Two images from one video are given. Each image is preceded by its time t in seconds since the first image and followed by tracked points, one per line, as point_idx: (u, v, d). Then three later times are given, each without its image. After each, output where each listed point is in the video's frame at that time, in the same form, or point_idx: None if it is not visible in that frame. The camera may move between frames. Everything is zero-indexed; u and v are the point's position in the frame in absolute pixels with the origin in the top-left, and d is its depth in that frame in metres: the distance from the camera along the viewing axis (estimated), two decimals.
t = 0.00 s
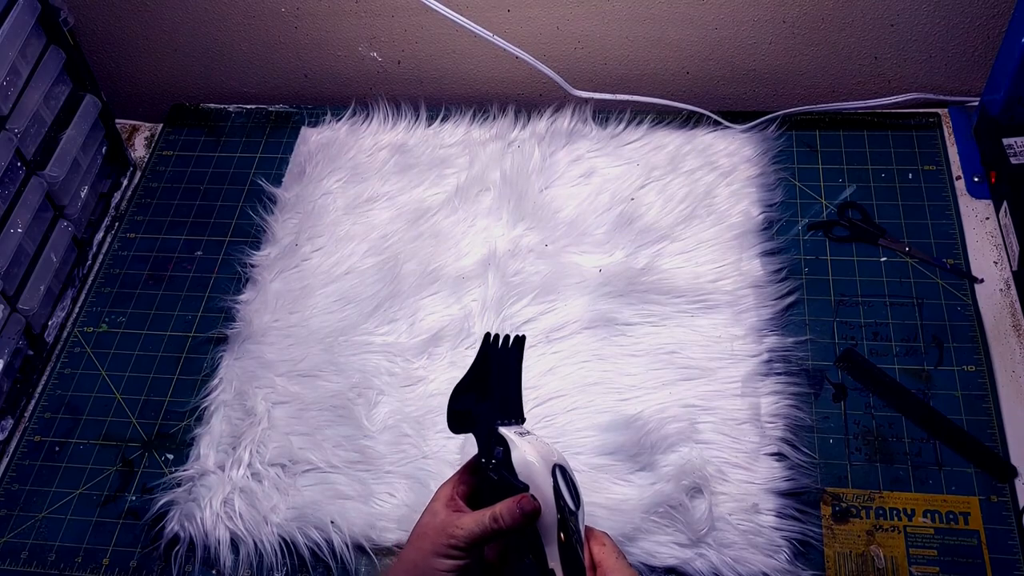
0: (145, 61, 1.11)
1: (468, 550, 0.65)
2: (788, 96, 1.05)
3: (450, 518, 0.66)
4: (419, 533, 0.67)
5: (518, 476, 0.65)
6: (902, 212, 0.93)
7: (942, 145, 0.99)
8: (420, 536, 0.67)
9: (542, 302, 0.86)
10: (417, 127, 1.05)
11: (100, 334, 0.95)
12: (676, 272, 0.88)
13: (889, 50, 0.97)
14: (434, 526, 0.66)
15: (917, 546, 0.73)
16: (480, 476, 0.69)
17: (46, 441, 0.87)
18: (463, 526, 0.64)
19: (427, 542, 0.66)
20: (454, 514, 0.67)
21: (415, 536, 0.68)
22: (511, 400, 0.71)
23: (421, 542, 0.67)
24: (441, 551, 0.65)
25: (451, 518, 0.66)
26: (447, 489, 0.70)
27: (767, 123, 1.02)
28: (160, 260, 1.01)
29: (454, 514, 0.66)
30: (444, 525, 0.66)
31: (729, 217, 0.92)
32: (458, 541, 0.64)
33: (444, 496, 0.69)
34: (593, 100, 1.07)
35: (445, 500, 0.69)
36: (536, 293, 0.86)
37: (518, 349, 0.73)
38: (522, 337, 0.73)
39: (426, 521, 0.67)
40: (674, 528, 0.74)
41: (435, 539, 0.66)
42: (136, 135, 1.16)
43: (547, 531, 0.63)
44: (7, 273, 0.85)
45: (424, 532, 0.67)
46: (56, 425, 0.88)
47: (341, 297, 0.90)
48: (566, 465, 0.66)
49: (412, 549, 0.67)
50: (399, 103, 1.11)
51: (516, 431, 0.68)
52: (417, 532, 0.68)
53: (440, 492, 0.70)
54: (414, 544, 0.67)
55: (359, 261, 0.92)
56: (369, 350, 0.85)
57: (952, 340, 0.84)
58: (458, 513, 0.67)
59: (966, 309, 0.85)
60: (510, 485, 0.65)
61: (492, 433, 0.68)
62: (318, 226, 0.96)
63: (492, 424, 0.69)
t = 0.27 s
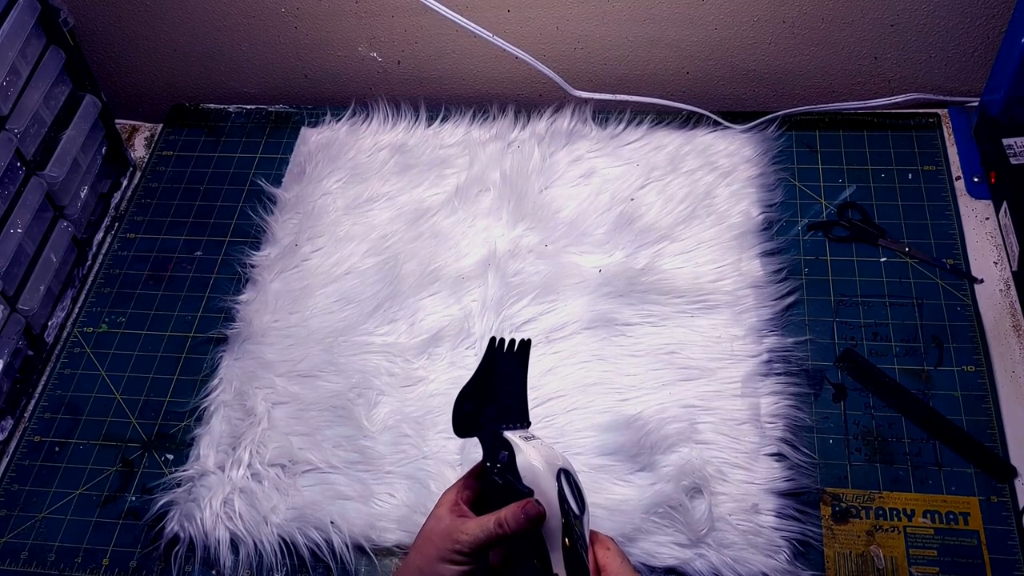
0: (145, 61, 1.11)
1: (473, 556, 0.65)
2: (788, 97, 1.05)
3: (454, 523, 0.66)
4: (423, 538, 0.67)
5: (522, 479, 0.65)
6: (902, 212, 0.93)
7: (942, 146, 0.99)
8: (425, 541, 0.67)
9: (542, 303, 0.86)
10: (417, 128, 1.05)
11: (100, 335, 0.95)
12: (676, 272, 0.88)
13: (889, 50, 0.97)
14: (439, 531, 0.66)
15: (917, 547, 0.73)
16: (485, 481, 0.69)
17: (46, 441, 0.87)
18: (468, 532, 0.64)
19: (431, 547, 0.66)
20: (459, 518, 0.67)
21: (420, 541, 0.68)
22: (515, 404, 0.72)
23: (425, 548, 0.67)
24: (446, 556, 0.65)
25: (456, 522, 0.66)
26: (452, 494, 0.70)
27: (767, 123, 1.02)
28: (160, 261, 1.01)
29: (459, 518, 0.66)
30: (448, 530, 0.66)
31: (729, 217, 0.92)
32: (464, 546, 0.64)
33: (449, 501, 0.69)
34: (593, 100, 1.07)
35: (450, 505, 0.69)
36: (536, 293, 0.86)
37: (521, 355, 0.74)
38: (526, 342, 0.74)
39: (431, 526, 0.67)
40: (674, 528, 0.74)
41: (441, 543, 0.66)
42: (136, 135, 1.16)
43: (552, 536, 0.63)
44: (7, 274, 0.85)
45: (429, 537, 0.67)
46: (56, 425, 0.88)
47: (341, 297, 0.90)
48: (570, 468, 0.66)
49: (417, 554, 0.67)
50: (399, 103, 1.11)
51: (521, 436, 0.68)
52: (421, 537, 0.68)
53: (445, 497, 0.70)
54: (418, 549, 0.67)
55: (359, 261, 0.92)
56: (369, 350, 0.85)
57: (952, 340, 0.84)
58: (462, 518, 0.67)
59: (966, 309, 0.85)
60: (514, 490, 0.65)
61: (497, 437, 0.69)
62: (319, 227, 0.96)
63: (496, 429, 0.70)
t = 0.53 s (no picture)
0: (144, 61, 1.11)
1: (469, 559, 0.65)
2: (788, 97, 1.05)
3: (451, 526, 0.66)
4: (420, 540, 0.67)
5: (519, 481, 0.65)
6: (902, 212, 0.93)
7: (942, 146, 0.99)
8: (422, 544, 0.67)
9: (542, 303, 0.86)
10: (417, 128, 1.05)
11: (100, 335, 0.95)
12: (676, 272, 0.88)
13: (889, 51, 0.97)
14: (435, 534, 0.66)
15: (917, 547, 0.73)
16: (484, 483, 0.69)
17: (45, 442, 0.87)
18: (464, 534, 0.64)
19: (427, 550, 0.66)
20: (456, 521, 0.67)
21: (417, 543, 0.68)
22: (513, 404, 0.72)
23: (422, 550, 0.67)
24: (443, 560, 0.65)
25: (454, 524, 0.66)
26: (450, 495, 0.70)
27: (767, 123, 1.02)
28: (160, 261, 1.01)
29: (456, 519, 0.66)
30: (444, 533, 0.66)
31: (729, 217, 0.92)
32: (460, 549, 0.64)
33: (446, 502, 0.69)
34: (593, 101, 1.07)
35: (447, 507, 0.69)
36: (536, 293, 0.86)
37: (520, 357, 0.75)
38: (524, 342, 0.74)
39: (428, 529, 0.67)
40: (674, 528, 0.74)
41: (438, 547, 0.66)
42: (136, 136, 1.16)
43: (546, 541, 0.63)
44: (7, 274, 0.85)
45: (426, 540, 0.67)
46: (56, 425, 0.88)
47: (341, 297, 0.90)
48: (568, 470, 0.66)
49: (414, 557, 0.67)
50: (399, 103, 1.11)
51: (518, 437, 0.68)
52: (418, 540, 0.68)
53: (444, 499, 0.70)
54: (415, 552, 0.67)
55: (359, 262, 0.92)
56: (369, 350, 0.85)
57: (953, 340, 0.84)
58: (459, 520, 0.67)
59: (966, 309, 0.85)
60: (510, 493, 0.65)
61: (494, 438, 0.69)
62: (319, 227, 0.96)
63: (493, 429, 0.70)
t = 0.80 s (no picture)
0: (144, 61, 1.11)
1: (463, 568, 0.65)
2: (788, 97, 1.05)
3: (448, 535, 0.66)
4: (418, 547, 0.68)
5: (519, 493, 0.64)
6: (902, 212, 0.93)
7: (942, 146, 0.99)
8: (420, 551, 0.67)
9: (542, 303, 0.86)
10: (417, 128, 1.05)
11: (100, 335, 0.95)
12: (676, 272, 0.88)
13: (889, 51, 0.97)
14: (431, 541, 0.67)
15: (917, 547, 0.73)
16: (488, 493, 0.68)
17: (45, 442, 0.87)
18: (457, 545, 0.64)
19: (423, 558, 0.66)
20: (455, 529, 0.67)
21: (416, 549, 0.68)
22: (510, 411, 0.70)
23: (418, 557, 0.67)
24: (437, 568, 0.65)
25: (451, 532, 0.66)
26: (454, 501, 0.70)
27: (767, 124, 1.02)
28: (160, 261, 1.01)
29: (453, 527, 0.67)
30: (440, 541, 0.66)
31: (729, 218, 0.92)
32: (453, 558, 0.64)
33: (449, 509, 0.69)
34: (593, 101, 1.07)
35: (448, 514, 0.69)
36: (536, 293, 0.86)
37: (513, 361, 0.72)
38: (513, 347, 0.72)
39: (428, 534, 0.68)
40: (674, 529, 0.74)
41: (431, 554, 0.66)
42: (136, 136, 1.16)
43: (541, 558, 0.60)
44: (7, 274, 0.85)
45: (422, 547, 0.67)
46: (56, 426, 0.88)
47: (341, 298, 0.90)
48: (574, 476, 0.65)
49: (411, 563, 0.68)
50: (399, 103, 1.11)
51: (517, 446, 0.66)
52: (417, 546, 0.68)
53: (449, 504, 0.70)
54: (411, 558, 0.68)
55: (359, 262, 0.92)
56: (369, 351, 0.85)
57: (953, 341, 0.84)
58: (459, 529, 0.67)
59: (966, 309, 0.85)
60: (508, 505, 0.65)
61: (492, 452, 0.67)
62: (319, 227, 0.96)
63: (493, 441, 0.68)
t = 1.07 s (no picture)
0: (144, 61, 1.11)
1: None
2: (788, 97, 1.05)
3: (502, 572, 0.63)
4: None
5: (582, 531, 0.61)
6: (902, 212, 0.93)
7: (942, 146, 0.99)
8: None
9: (542, 303, 0.86)
10: (416, 128, 1.05)
11: (99, 335, 0.95)
12: (676, 272, 0.88)
13: (889, 50, 0.97)
14: None
15: (917, 547, 0.73)
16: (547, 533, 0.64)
17: (45, 442, 0.87)
18: None
19: None
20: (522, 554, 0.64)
21: None
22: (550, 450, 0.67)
23: None
24: None
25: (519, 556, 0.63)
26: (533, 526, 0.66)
27: (766, 123, 1.02)
28: (160, 261, 1.01)
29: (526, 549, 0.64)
30: None
31: (729, 217, 0.92)
32: None
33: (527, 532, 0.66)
34: (592, 100, 1.07)
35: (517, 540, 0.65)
36: (536, 293, 0.86)
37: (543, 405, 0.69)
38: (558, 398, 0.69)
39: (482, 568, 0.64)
40: (674, 528, 0.74)
41: None
42: (136, 136, 1.16)
43: None
44: (7, 274, 0.85)
45: None
46: (56, 426, 0.88)
47: (341, 297, 0.90)
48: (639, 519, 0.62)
49: None
50: (399, 103, 1.11)
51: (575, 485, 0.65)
52: None
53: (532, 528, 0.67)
54: None
55: (359, 262, 0.92)
56: (369, 351, 0.85)
57: (952, 340, 0.84)
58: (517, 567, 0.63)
59: (965, 309, 0.86)
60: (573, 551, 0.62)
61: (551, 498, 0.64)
62: (319, 227, 0.96)
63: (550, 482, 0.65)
